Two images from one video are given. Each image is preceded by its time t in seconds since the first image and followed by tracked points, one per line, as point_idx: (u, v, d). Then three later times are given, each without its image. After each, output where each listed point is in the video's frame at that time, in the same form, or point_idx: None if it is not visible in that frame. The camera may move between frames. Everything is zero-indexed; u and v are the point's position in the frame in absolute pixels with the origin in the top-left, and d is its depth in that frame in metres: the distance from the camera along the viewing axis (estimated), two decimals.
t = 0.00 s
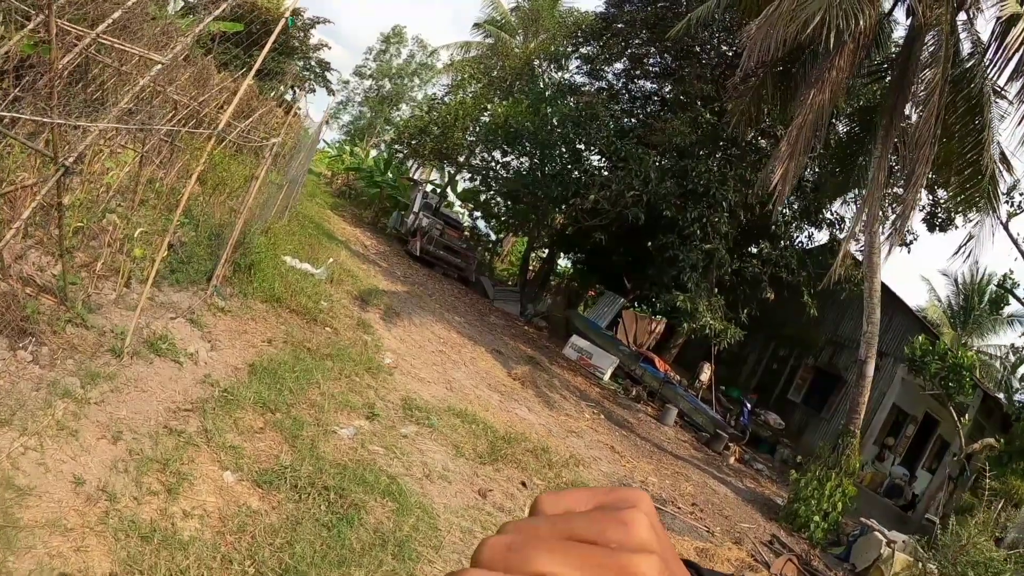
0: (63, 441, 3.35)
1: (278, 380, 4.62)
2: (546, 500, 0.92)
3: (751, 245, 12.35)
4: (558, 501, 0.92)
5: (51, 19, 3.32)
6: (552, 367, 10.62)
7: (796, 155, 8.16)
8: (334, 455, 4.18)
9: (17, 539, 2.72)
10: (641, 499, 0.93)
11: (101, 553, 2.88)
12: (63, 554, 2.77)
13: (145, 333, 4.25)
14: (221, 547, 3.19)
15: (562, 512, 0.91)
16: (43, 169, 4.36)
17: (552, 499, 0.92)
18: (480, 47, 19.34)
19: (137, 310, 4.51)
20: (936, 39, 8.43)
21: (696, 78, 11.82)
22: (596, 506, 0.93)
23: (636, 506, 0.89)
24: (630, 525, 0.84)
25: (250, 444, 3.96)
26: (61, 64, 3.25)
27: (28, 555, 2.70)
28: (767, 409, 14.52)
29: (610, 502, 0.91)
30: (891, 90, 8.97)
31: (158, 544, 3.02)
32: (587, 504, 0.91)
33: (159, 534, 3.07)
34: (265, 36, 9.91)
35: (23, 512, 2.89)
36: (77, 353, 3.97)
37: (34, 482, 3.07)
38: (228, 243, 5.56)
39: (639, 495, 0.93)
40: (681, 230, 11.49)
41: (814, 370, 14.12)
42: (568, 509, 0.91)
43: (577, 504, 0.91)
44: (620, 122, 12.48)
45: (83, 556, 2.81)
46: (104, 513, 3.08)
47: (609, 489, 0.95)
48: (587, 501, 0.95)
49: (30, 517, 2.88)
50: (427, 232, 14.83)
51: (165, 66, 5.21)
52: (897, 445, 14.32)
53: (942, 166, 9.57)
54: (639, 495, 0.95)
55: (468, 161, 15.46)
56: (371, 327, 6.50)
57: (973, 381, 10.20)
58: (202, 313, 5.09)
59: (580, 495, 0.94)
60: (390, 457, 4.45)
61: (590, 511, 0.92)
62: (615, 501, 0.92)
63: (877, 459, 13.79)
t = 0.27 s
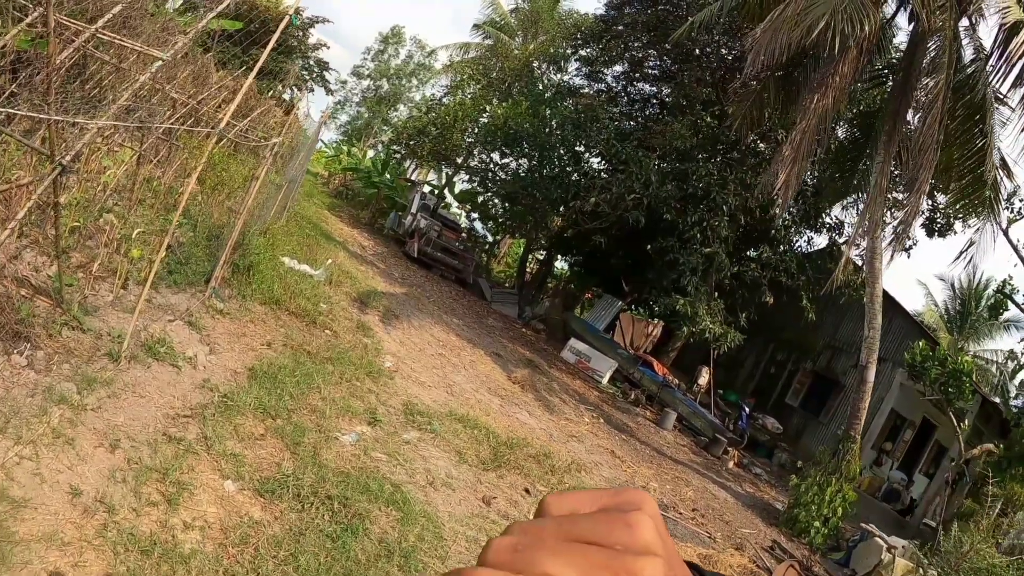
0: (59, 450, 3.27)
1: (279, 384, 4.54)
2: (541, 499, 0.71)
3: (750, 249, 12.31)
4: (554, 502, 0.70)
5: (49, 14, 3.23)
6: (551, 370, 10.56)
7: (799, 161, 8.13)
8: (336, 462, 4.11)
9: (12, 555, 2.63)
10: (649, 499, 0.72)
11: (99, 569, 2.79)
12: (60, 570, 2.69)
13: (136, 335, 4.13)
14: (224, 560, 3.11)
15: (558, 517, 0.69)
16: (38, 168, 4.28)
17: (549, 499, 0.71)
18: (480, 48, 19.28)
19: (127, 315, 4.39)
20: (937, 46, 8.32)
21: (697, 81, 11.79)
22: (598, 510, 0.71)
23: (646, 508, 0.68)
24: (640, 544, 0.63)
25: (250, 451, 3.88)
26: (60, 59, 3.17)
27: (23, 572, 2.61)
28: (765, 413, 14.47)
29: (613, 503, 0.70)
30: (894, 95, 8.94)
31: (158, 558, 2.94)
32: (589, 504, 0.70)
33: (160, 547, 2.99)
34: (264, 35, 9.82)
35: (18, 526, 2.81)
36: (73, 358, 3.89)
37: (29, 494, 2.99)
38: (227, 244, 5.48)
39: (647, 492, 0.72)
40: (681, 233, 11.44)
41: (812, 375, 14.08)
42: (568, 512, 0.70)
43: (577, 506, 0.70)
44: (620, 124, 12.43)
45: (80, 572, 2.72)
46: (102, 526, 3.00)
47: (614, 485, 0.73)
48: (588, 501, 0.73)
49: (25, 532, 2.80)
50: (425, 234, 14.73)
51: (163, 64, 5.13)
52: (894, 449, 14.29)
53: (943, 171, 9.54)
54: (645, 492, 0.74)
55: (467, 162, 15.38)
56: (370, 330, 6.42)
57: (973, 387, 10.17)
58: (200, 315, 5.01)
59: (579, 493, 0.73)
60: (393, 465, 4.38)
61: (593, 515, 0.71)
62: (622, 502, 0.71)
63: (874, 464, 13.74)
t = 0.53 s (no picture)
0: (54, 461, 3.17)
1: (279, 390, 4.45)
2: (551, 489, 0.82)
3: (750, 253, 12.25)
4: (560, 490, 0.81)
5: (46, 6, 3.14)
6: (550, 373, 10.46)
7: (805, 167, 8.09)
8: (339, 472, 4.03)
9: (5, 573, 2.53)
10: (647, 492, 0.81)
11: None
12: None
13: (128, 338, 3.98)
14: None
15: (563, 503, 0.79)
16: (33, 164, 4.17)
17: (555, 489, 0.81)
18: (480, 49, 19.20)
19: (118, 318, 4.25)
20: (942, 53, 8.27)
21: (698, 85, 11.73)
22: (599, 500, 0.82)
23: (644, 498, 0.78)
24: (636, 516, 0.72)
25: (252, 460, 3.79)
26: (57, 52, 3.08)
27: None
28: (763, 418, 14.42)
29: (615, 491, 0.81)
30: (898, 102, 8.92)
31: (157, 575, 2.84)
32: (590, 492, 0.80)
33: (159, 564, 2.89)
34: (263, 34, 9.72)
35: (12, 543, 2.70)
36: (68, 363, 3.79)
37: (23, 509, 2.89)
38: (226, 246, 5.38)
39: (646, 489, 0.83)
40: (682, 238, 11.37)
41: (810, 380, 14.03)
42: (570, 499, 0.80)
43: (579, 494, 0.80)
44: (621, 127, 12.37)
45: None
46: (99, 542, 2.90)
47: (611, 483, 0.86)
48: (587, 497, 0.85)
49: (18, 549, 2.69)
50: (423, 235, 14.60)
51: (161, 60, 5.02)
52: (892, 455, 14.22)
53: (946, 178, 9.50)
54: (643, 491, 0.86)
55: (466, 163, 15.30)
56: (370, 333, 6.32)
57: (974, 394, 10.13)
58: (199, 318, 4.91)
59: (582, 488, 0.84)
60: (397, 474, 4.29)
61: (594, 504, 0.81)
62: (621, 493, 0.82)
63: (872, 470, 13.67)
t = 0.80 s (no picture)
0: (50, 471, 3.11)
1: (280, 394, 4.39)
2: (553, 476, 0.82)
3: (751, 254, 12.21)
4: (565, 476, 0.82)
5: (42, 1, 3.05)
6: (550, 374, 10.41)
7: (809, 169, 8.05)
8: (342, 478, 3.97)
9: None
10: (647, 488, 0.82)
11: None
12: None
13: (123, 340, 3.90)
14: None
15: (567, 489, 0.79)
16: (29, 163, 4.10)
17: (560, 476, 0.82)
18: (480, 46, 19.11)
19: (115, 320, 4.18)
20: (946, 55, 8.21)
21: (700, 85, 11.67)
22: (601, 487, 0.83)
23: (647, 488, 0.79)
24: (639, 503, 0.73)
25: (253, 467, 3.73)
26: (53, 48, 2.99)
27: None
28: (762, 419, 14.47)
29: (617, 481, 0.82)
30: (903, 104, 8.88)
31: None
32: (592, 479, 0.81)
33: None
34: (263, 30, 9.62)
35: (8, 558, 2.64)
36: (64, 367, 3.72)
37: (19, 522, 2.82)
38: (226, 246, 5.31)
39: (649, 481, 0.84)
40: (683, 238, 11.31)
41: (810, 382, 14.00)
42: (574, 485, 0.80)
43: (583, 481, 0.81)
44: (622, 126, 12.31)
45: None
46: (98, 556, 2.83)
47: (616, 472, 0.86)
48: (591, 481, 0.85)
49: (15, 564, 2.62)
50: (422, 234, 14.53)
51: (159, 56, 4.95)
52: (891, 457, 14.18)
53: (949, 181, 9.46)
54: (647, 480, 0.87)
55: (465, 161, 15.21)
56: (371, 334, 6.26)
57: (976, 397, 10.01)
58: (198, 319, 4.84)
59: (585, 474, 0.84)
60: (400, 479, 4.23)
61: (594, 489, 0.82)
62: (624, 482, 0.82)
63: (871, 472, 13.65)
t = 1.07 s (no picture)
0: (47, 472, 3.07)
1: (280, 390, 4.35)
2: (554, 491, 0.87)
3: (750, 249, 12.18)
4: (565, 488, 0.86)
5: None
6: (549, 368, 10.38)
7: (810, 163, 8.02)
8: (342, 476, 3.94)
9: None
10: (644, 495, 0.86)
11: None
12: None
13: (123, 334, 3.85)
14: None
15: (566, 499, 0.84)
16: (23, 157, 4.05)
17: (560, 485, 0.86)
18: (478, 40, 19.03)
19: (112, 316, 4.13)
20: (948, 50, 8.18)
21: (700, 79, 11.64)
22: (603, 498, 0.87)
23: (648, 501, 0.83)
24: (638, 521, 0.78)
25: (253, 466, 3.70)
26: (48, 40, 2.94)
27: None
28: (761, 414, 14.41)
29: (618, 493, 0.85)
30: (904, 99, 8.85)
31: None
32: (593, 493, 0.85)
33: None
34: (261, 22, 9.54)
35: (4, 562, 2.60)
36: (60, 365, 3.67)
37: (15, 525, 2.78)
38: (224, 240, 5.26)
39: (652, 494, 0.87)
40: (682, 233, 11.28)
41: (809, 377, 14.00)
42: (573, 497, 0.86)
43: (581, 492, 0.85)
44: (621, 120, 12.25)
45: None
46: (95, 558, 2.80)
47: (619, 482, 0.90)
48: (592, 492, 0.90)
49: (10, 568, 2.59)
50: (421, 227, 14.47)
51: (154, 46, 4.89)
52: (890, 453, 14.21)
53: (949, 177, 9.44)
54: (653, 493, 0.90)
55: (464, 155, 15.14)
56: (370, 329, 6.22)
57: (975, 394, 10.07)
58: (196, 314, 4.80)
59: (585, 483, 0.90)
60: (402, 477, 4.21)
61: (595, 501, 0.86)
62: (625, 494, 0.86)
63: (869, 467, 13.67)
